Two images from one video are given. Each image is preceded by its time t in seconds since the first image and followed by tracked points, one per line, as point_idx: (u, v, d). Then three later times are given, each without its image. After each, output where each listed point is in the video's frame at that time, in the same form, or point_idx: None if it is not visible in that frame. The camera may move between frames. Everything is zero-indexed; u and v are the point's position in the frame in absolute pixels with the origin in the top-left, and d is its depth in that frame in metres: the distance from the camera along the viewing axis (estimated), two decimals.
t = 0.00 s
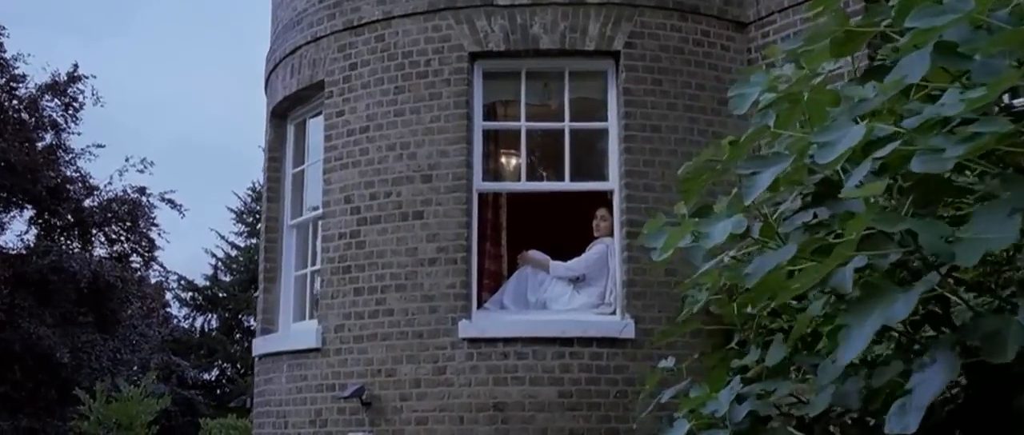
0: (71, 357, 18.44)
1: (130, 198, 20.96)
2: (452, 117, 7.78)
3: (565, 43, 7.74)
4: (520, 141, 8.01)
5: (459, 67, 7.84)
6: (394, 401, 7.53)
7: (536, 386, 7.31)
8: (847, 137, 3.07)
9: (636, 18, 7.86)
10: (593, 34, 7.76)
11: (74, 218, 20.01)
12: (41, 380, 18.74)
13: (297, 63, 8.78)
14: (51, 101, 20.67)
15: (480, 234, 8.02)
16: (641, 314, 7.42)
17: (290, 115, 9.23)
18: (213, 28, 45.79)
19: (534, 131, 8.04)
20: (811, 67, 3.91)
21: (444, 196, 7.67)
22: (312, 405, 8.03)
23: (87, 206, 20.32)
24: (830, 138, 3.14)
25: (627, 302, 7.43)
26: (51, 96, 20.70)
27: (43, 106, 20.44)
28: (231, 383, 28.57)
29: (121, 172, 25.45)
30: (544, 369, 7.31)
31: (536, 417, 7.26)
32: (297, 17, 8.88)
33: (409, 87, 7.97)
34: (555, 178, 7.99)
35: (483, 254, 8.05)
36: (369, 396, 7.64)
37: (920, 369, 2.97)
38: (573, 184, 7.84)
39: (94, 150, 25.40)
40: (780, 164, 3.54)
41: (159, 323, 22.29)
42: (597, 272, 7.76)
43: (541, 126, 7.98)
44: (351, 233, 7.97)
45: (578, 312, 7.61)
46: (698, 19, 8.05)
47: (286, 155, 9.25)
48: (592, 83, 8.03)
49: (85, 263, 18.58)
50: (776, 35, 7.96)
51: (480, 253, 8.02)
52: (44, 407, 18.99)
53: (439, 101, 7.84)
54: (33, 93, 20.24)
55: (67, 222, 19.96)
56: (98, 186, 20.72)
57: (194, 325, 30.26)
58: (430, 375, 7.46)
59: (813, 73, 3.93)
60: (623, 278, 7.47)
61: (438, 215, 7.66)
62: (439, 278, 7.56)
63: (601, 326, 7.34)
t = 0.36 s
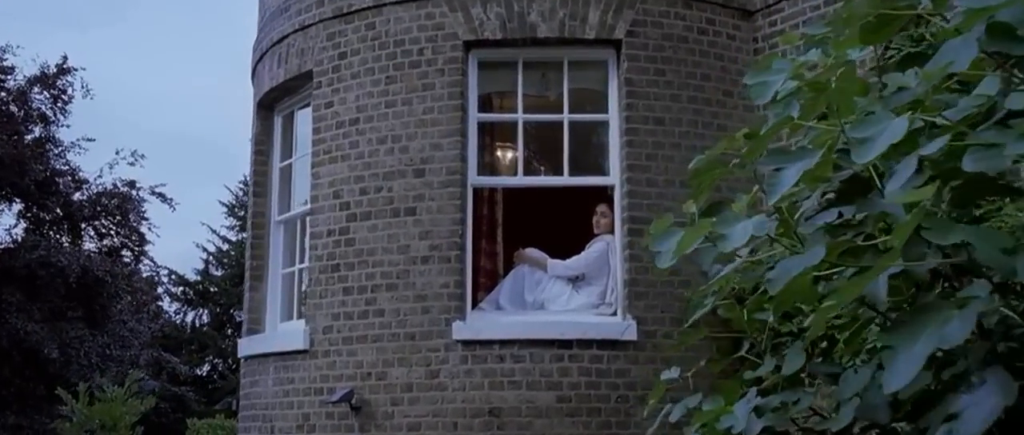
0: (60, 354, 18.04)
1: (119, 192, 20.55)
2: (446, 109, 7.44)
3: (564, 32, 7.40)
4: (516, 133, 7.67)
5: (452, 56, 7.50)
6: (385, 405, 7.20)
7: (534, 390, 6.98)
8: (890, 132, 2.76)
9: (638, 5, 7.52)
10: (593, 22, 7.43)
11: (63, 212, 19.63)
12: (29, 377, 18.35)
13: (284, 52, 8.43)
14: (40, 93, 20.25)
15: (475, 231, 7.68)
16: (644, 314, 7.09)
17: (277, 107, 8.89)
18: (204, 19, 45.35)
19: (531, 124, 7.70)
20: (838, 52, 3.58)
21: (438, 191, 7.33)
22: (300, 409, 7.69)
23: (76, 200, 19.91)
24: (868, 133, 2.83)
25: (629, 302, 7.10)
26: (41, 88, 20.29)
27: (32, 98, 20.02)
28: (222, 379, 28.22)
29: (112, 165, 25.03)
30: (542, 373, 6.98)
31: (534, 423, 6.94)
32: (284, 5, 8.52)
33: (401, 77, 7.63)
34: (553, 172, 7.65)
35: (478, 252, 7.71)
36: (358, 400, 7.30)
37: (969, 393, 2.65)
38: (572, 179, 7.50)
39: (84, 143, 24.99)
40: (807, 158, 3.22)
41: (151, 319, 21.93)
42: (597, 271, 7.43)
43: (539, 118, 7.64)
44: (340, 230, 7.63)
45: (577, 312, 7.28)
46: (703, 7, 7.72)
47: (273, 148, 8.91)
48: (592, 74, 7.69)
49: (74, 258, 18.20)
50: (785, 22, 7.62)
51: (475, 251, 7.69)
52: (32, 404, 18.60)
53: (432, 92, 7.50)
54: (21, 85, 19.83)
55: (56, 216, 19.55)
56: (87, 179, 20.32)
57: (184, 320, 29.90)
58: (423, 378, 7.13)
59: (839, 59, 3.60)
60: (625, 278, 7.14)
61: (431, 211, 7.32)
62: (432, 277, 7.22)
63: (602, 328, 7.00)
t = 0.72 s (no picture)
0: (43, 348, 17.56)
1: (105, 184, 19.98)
2: (437, 98, 7.06)
3: (562, 17, 7.02)
4: (511, 124, 7.28)
5: (443, 42, 7.11)
6: (372, 411, 6.82)
7: (529, 396, 6.60)
8: (940, 145, 2.38)
9: None
10: (592, 6, 7.04)
11: (49, 204, 19.16)
12: (12, 372, 17.90)
13: (267, 38, 8.03)
14: (25, 83, 19.78)
15: (467, 226, 7.30)
16: (645, 315, 6.72)
17: (260, 96, 8.49)
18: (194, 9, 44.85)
19: (526, 114, 7.32)
20: (872, 36, 3.21)
21: (428, 185, 6.95)
22: (283, 414, 7.32)
23: (63, 191, 19.42)
24: (917, 144, 2.46)
25: (629, 303, 6.73)
26: (26, 77, 19.82)
27: (16, 87, 19.55)
28: (210, 374, 27.83)
29: (99, 156, 24.55)
30: (537, 377, 6.61)
31: (528, 430, 6.57)
32: None
33: (389, 64, 7.24)
34: (550, 164, 7.27)
35: (470, 249, 7.33)
36: (344, 405, 6.92)
37: None
38: (570, 172, 7.12)
39: (70, 134, 24.51)
40: (839, 156, 2.86)
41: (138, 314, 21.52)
42: (596, 270, 7.06)
43: (535, 108, 7.26)
44: (325, 226, 7.24)
45: (575, 313, 6.90)
46: None
47: (256, 139, 8.51)
48: (590, 61, 7.30)
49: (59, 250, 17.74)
50: (793, 8, 7.25)
51: (467, 247, 7.31)
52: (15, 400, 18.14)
53: (422, 80, 7.11)
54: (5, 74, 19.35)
55: (41, 208, 19.08)
56: (73, 170, 19.86)
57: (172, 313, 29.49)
58: (412, 382, 6.75)
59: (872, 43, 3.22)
60: (625, 276, 6.77)
61: (421, 206, 6.93)
62: (422, 276, 6.84)
63: (601, 330, 6.63)
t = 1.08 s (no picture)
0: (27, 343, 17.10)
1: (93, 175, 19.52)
2: (428, 86, 6.67)
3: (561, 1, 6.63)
4: (506, 114, 6.89)
5: (435, 27, 6.72)
6: (359, 418, 6.44)
7: (526, 402, 6.23)
8: (1007, 174, 2.20)
9: None
10: None
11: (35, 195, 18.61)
12: None
13: (251, 23, 7.63)
14: (8, 72, 19.29)
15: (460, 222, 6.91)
16: (649, 317, 6.35)
17: (244, 85, 8.10)
18: None
19: (523, 104, 6.93)
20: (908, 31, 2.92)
21: (419, 179, 6.56)
22: (265, 420, 6.94)
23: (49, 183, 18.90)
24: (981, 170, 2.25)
25: (632, 303, 6.36)
26: (9, 66, 19.34)
27: None
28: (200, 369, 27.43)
29: (87, 147, 24.08)
30: (534, 383, 6.24)
31: None
32: None
33: (377, 51, 6.84)
34: (548, 157, 6.88)
35: (464, 246, 6.95)
36: (330, 412, 6.54)
37: None
38: (569, 165, 6.73)
39: (58, 125, 24.02)
40: (878, 167, 2.64)
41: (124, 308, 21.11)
42: (597, 269, 6.70)
43: (531, 97, 6.87)
44: (309, 221, 6.86)
45: (574, 315, 6.54)
46: None
47: (239, 130, 8.12)
48: (589, 48, 6.92)
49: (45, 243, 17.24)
50: None
51: (460, 244, 6.92)
52: None
53: (413, 67, 6.72)
54: None
55: (27, 200, 18.53)
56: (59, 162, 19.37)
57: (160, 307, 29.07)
58: (401, 388, 6.37)
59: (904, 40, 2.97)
60: (627, 276, 6.39)
61: (411, 201, 6.55)
62: (412, 275, 6.46)
63: (602, 333, 6.26)
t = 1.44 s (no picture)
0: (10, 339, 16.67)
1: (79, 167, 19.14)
2: (419, 74, 6.32)
3: None
4: (501, 103, 6.54)
5: (425, 12, 6.37)
6: (346, 424, 6.10)
7: (522, 409, 5.90)
8: None
9: None
10: None
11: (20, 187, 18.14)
12: None
13: (233, 9, 7.27)
14: None
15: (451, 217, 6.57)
16: (651, 318, 6.03)
17: (226, 73, 7.75)
18: None
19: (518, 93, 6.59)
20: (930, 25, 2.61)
21: (409, 172, 6.22)
22: (247, 425, 6.60)
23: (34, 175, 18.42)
24: None
25: (634, 303, 6.03)
26: None
27: None
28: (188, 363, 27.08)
29: (74, 139, 23.66)
30: (531, 388, 5.91)
31: None
32: None
33: (365, 37, 6.50)
34: (544, 149, 6.52)
35: (457, 242, 6.61)
36: (315, 417, 6.20)
37: None
38: (567, 157, 6.39)
39: (44, 115, 23.57)
40: (913, 193, 2.30)
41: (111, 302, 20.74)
42: (596, 266, 6.37)
43: (527, 86, 6.52)
44: (293, 217, 6.51)
45: (572, 315, 6.22)
46: None
47: (220, 120, 7.77)
48: (588, 36, 6.58)
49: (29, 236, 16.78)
50: None
51: (452, 240, 6.57)
52: None
53: (402, 55, 6.37)
54: None
55: (12, 192, 18.02)
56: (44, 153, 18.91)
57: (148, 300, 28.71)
58: (391, 392, 6.04)
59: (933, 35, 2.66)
60: (629, 275, 6.07)
61: (401, 195, 6.20)
62: (402, 274, 6.12)
63: (603, 335, 5.93)
